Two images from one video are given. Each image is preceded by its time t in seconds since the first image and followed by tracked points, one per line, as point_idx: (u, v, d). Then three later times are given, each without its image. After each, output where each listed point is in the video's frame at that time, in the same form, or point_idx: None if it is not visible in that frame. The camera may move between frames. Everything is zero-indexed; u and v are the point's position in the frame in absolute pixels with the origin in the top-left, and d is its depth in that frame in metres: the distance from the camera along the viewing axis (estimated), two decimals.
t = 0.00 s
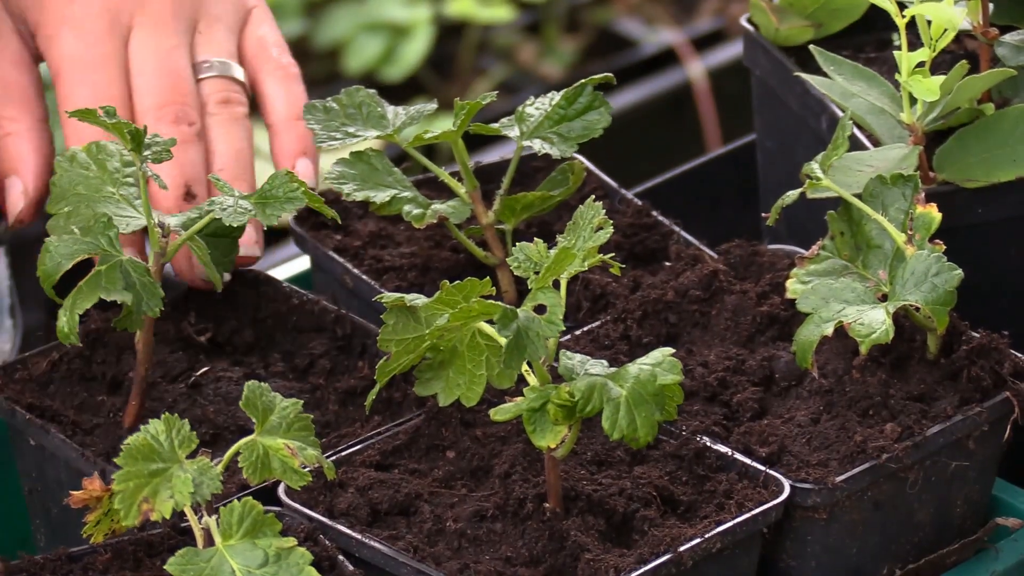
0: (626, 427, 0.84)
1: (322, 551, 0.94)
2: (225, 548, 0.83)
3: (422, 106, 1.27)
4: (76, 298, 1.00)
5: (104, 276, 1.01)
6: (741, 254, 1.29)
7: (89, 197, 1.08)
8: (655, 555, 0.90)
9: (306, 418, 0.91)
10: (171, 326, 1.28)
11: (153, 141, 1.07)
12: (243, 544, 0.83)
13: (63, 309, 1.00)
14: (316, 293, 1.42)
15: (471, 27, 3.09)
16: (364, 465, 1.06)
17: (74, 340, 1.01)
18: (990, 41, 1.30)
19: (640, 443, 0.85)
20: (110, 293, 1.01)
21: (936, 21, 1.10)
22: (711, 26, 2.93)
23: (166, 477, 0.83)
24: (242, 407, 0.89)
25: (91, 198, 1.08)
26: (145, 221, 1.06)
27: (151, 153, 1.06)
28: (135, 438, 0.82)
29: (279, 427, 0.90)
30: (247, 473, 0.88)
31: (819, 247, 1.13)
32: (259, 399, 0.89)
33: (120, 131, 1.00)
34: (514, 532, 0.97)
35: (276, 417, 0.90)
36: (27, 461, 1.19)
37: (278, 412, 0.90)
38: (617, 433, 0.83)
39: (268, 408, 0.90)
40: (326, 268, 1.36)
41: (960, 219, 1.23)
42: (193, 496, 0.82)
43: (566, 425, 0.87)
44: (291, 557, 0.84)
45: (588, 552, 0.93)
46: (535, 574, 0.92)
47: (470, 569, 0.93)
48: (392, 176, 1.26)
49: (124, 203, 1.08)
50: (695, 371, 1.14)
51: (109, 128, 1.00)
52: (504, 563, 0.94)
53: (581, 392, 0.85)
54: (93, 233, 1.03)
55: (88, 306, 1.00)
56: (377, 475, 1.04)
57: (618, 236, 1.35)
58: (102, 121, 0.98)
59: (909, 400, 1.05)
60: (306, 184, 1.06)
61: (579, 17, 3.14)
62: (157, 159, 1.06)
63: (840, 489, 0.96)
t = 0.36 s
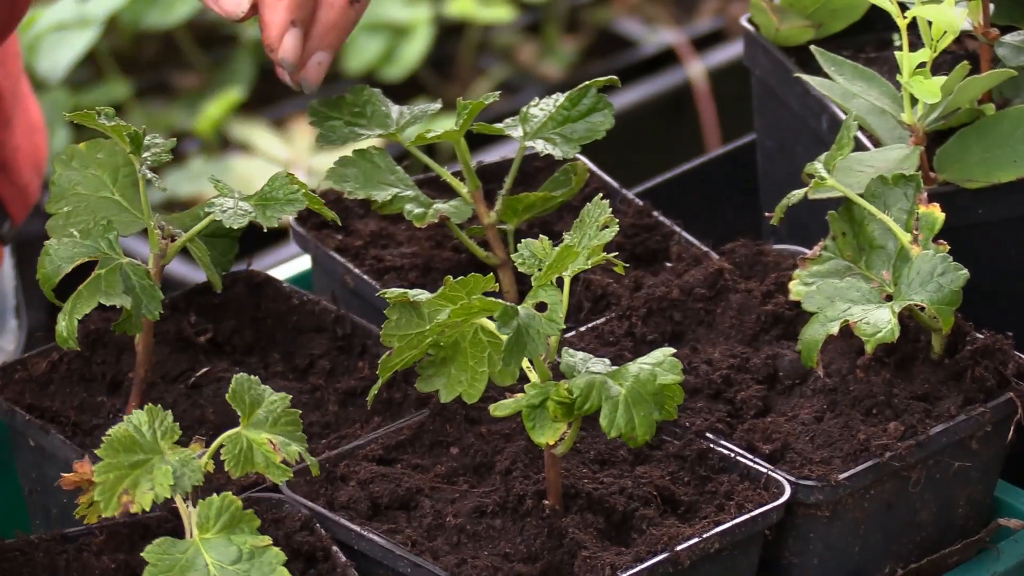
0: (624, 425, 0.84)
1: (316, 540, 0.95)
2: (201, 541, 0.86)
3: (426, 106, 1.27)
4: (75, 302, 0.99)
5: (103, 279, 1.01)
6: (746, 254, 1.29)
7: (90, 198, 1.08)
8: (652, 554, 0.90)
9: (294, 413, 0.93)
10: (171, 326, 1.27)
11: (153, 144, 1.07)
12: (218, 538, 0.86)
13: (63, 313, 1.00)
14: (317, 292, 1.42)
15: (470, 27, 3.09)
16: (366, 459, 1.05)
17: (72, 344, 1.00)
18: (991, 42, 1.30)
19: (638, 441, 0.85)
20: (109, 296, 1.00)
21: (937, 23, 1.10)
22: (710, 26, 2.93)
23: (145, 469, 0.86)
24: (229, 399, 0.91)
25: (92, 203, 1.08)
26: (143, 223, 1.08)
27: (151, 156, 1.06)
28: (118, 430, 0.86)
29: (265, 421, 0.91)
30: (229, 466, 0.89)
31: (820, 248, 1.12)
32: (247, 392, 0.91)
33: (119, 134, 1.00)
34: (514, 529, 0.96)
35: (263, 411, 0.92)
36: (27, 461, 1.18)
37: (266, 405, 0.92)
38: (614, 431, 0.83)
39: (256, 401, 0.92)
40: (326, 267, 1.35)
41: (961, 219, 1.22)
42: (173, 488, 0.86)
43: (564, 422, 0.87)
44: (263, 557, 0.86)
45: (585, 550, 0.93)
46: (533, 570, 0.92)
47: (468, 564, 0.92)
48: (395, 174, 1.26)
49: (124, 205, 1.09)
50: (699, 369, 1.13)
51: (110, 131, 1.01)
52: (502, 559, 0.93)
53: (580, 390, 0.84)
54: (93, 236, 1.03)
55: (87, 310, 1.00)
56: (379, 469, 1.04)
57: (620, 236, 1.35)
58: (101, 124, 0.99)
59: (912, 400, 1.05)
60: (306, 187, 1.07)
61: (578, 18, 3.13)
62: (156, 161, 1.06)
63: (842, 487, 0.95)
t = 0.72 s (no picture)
0: (619, 433, 0.84)
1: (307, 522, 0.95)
2: (277, 530, 0.82)
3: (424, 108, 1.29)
4: (74, 300, 0.99)
5: (103, 278, 1.01)
6: (744, 254, 1.29)
7: (88, 198, 1.07)
8: (651, 554, 0.90)
9: (327, 395, 0.92)
10: (171, 326, 1.28)
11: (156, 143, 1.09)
12: (293, 525, 0.82)
13: (60, 311, 1.00)
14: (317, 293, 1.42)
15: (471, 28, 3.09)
16: (365, 459, 1.05)
17: (72, 340, 1.00)
18: (990, 41, 1.30)
19: (632, 450, 0.85)
20: (108, 295, 1.00)
21: (936, 21, 1.09)
22: (711, 26, 2.92)
23: (211, 468, 0.83)
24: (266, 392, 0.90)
25: (91, 204, 1.07)
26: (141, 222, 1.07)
27: (152, 153, 1.09)
28: (177, 433, 0.83)
29: (303, 406, 0.90)
30: (282, 455, 0.88)
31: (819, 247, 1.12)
32: (280, 381, 0.90)
33: (116, 133, 1.02)
34: (512, 529, 0.96)
35: (298, 397, 0.91)
36: (27, 462, 1.18)
37: (300, 392, 0.91)
38: (608, 438, 0.84)
39: (289, 389, 0.90)
40: (325, 268, 1.35)
41: (960, 219, 1.22)
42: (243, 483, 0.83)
43: (561, 427, 0.86)
44: (344, 532, 0.82)
45: (584, 550, 0.93)
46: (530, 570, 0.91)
47: (467, 563, 0.92)
48: (392, 178, 1.26)
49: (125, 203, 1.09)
50: (697, 369, 1.13)
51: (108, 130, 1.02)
52: (500, 559, 0.93)
53: (576, 397, 0.84)
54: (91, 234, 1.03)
55: (87, 307, 1.00)
56: (377, 469, 1.04)
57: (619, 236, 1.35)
58: (99, 121, 1.00)
59: (911, 399, 1.05)
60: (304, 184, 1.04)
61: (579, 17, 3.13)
62: (158, 162, 1.09)
63: (840, 487, 0.95)
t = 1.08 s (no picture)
0: (622, 433, 0.84)
1: (298, 514, 0.95)
2: (182, 529, 0.83)
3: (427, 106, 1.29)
4: (32, 282, 1.01)
5: (64, 262, 1.02)
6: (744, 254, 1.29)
7: (82, 185, 1.09)
8: (653, 558, 0.91)
9: (269, 395, 0.92)
10: (171, 320, 1.28)
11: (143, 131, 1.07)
12: (199, 526, 0.83)
13: (19, 292, 1.01)
14: (317, 294, 1.42)
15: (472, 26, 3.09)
16: (366, 463, 1.06)
17: (25, 323, 1.02)
18: (991, 43, 1.30)
19: (636, 449, 0.85)
20: (63, 278, 1.02)
21: (938, 24, 1.09)
22: (711, 26, 2.92)
23: (121, 458, 0.84)
24: (205, 383, 0.90)
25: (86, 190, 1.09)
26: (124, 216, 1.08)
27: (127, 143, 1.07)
28: (96, 418, 0.84)
29: (241, 404, 0.91)
30: (207, 451, 0.89)
31: (821, 247, 1.11)
32: (224, 375, 0.90)
33: (91, 121, 1.01)
34: (514, 533, 0.96)
35: (239, 394, 0.91)
36: (9, 445, 1.18)
37: (242, 388, 0.91)
38: (612, 439, 0.84)
39: (233, 384, 0.91)
40: (326, 269, 1.35)
41: (961, 222, 1.22)
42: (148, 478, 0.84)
43: (562, 431, 0.86)
44: (245, 544, 0.83)
45: (586, 555, 0.93)
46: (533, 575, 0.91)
47: (469, 569, 0.92)
48: (394, 176, 1.26)
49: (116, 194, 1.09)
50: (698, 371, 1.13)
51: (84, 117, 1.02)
52: (503, 563, 0.93)
53: (577, 399, 0.85)
54: (61, 219, 1.02)
55: (43, 289, 1.01)
56: (379, 473, 1.04)
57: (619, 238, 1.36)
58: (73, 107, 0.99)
59: (911, 402, 1.05)
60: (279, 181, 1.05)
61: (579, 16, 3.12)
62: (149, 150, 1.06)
63: (840, 491, 0.96)
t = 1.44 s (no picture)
0: (621, 428, 0.84)
1: (297, 513, 0.96)
2: (193, 528, 0.83)
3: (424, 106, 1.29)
4: (27, 282, 1.01)
5: (61, 261, 1.02)
6: (743, 253, 1.29)
7: (81, 184, 1.09)
8: (651, 555, 0.90)
9: (277, 396, 0.93)
10: (171, 320, 1.28)
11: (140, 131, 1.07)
12: (209, 524, 0.83)
13: (13, 291, 1.02)
14: (316, 294, 1.42)
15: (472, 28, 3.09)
16: (364, 462, 1.06)
17: (21, 322, 1.03)
18: (990, 41, 1.30)
19: (634, 445, 0.85)
20: (62, 279, 1.02)
21: (937, 21, 1.09)
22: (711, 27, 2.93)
23: (132, 458, 0.85)
24: (213, 383, 0.90)
25: (86, 190, 1.09)
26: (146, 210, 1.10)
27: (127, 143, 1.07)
28: (106, 419, 0.84)
29: (249, 405, 0.91)
30: (216, 452, 0.89)
31: (819, 245, 1.12)
32: (231, 375, 0.91)
33: (89, 120, 1.01)
34: (513, 531, 0.96)
35: (247, 395, 0.92)
36: (8, 444, 1.18)
37: (250, 389, 0.92)
38: (611, 434, 0.84)
39: (240, 385, 0.91)
40: (325, 269, 1.35)
41: (960, 220, 1.22)
42: (160, 479, 0.85)
43: (562, 425, 0.86)
44: (256, 540, 0.83)
45: (584, 552, 0.93)
46: (531, 572, 0.91)
47: (467, 566, 0.92)
48: (392, 177, 1.26)
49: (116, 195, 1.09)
50: (696, 370, 1.13)
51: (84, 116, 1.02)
52: (501, 560, 0.93)
53: (577, 392, 0.85)
54: (58, 218, 1.03)
55: (37, 289, 1.02)
56: (378, 471, 1.04)
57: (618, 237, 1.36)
58: (71, 106, 1.00)
59: (910, 400, 1.05)
60: (278, 182, 1.06)
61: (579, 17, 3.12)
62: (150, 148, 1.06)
63: (839, 488, 0.95)
